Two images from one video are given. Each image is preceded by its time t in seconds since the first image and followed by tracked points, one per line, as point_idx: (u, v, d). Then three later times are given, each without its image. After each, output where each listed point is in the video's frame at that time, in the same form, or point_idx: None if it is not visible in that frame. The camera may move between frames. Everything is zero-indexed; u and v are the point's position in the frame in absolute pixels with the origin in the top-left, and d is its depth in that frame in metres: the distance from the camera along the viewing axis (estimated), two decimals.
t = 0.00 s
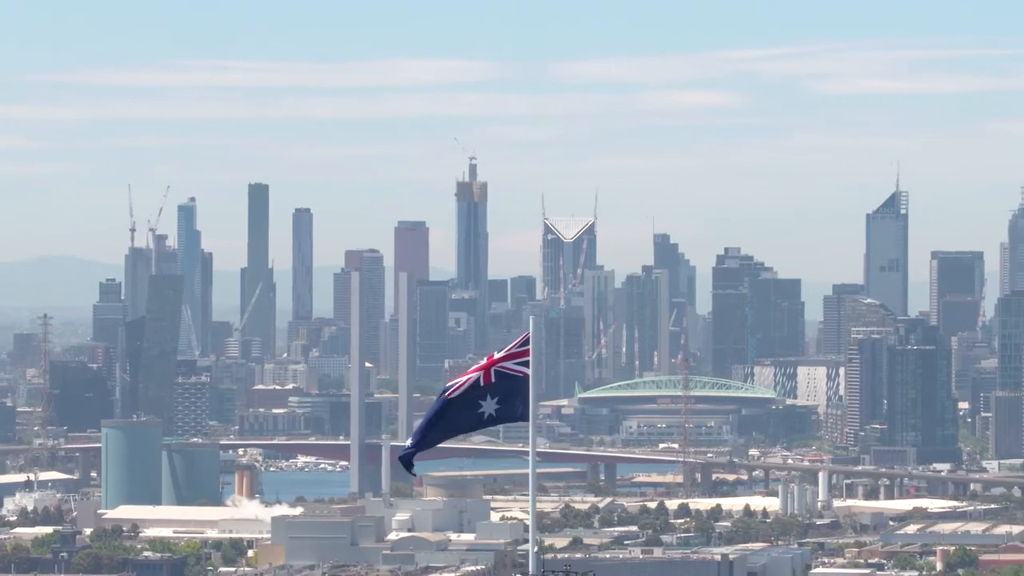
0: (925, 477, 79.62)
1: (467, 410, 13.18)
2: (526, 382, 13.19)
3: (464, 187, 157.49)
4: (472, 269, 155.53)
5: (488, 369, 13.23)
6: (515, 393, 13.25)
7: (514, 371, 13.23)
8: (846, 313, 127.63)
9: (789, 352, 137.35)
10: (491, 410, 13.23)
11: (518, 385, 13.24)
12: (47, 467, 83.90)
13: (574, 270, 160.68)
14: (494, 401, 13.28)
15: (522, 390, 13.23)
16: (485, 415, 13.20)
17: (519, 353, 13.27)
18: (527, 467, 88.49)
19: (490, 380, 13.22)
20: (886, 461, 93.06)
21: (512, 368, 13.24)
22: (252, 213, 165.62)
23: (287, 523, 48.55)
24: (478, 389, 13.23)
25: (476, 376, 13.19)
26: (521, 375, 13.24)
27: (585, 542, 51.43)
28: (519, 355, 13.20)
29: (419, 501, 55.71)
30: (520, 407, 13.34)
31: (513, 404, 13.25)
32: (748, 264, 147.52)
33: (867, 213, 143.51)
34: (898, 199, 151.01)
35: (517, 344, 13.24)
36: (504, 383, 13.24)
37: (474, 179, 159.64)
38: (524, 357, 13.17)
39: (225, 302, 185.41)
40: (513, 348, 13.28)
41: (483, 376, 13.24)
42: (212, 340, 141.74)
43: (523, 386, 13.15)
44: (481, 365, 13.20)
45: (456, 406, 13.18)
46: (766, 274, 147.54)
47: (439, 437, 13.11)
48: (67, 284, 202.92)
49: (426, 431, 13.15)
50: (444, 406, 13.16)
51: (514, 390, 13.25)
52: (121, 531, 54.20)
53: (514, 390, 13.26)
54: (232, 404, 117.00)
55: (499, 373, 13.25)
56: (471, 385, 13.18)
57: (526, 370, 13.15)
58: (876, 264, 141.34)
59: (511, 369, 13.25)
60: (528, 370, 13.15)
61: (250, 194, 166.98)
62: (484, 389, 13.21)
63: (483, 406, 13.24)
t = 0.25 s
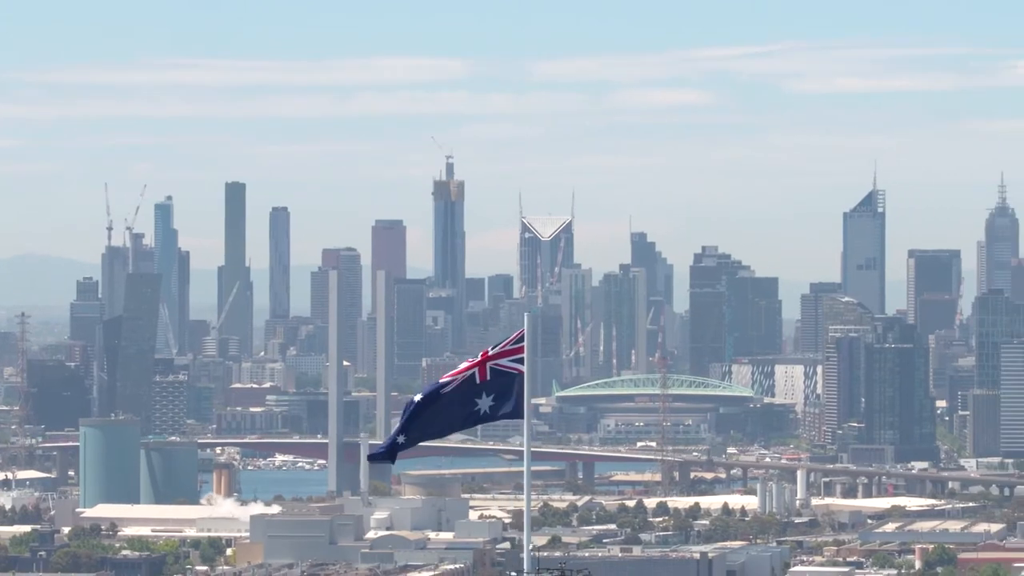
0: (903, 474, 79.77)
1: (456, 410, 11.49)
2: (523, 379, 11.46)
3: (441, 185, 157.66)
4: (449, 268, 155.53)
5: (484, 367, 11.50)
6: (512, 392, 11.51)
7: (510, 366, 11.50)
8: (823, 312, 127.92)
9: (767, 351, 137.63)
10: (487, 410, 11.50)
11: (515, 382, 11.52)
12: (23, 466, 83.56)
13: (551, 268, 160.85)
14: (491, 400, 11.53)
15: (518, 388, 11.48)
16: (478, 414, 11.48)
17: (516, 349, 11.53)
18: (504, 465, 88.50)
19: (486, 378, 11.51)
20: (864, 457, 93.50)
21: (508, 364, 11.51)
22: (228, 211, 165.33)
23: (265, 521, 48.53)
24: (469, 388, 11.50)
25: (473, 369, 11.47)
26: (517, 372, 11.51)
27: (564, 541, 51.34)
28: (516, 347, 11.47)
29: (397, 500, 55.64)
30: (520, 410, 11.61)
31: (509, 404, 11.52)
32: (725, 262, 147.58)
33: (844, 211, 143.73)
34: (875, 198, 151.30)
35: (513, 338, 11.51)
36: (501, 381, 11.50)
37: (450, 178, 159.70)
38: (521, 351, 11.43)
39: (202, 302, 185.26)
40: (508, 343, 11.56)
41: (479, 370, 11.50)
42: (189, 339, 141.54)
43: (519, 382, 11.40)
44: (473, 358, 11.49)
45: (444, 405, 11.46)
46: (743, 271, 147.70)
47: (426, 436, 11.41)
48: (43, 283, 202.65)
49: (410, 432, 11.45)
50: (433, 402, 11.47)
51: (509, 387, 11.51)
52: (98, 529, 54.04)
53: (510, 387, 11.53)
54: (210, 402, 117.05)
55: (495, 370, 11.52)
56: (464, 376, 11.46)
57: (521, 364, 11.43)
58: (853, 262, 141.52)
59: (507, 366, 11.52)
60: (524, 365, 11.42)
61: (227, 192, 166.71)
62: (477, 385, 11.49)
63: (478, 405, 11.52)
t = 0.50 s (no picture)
0: (887, 473, 79.87)
1: (458, 407, 12.57)
2: (518, 378, 12.55)
3: (424, 184, 157.58)
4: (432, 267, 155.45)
5: (482, 366, 12.60)
6: (508, 391, 12.61)
7: (506, 366, 12.60)
8: (807, 311, 127.84)
9: (751, 350, 137.57)
10: (485, 407, 12.59)
11: (511, 382, 12.59)
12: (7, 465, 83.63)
13: (534, 267, 160.83)
14: (489, 397, 12.63)
15: (514, 386, 12.59)
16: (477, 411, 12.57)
17: (512, 349, 12.62)
18: (488, 464, 88.50)
19: (484, 376, 12.60)
20: (848, 457, 93.47)
21: (504, 364, 12.60)
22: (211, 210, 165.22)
23: (249, 520, 48.52)
24: (471, 386, 12.60)
25: (472, 370, 12.57)
26: (512, 372, 12.60)
27: (549, 540, 51.46)
28: (513, 347, 12.57)
29: (381, 499, 55.72)
30: (515, 407, 12.70)
31: (506, 400, 12.62)
32: (709, 262, 147.63)
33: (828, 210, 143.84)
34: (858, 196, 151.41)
35: (512, 339, 12.61)
36: (499, 378, 12.60)
37: (434, 177, 159.67)
38: (516, 353, 12.54)
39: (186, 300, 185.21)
40: (506, 342, 12.66)
41: (478, 370, 12.59)
42: (171, 338, 141.30)
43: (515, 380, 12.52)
44: (473, 358, 12.59)
45: (445, 402, 12.54)
46: (727, 270, 147.73)
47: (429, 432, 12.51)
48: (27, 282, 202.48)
49: (416, 425, 12.54)
50: (435, 399, 12.55)
51: (505, 386, 12.61)
52: (83, 527, 54.14)
53: (506, 387, 12.63)
54: (193, 401, 116.93)
55: (494, 369, 12.61)
56: (464, 376, 12.55)
57: (519, 365, 12.51)
58: (836, 261, 141.54)
59: (504, 365, 12.60)
60: (520, 365, 12.52)
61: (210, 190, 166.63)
62: (477, 385, 12.59)
63: (478, 401, 12.60)
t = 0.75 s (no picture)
0: (874, 473, 79.91)
1: (459, 407, 12.54)
2: (523, 376, 12.54)
3: (412, 184, 157.62)
4: (420, 266, 155.44)
5: (485, 365, 12.58)
6: (511, 390, 12.60)
7: (510, 363, 12.57)
8: (794, 311, 127.98)
9: (739, 350, 137.65)
10: (486, 406, 12.57)
11: (513, 381, 12.59)
12: None
13: (522, 267, 160.86)
14: (490, 397, 12.60)
15: (517, 386, 12.57)
16: (479, 409, 12.54)
17: (515, 348, 12.61)
18: (477, 465, 88.54)
19: (488, 376, 12.57)
20: (836, 456, 93.55)
21: (509, 362, 12.58)
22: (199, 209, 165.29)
23: (237, 520, 48.48)
24: (474, 385, 12.57)
25: (476, 369, 12.54)
26: (516, 369, 12.58)
27: (537, 540, 51.47)
28: (516, 345, 12.56)
29: (369, 498, 55.73)
30: (518, 406, 12.67)
31: (509, 400, 12.60)
32: (696, 261, 147.69)
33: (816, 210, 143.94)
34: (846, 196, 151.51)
35: (515, 338, 12.59)
36: (502, 378, 12.58)
37: (421, 177, 159.67)
38: (520, 350, 12.53)
39: (173, 300, 185.12)
40: (509, 340, 12.64)
41: (481, 369, 12.58)
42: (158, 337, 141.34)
43: (520, 377, 12.50)
44: (476, 357, 12.57)
45: (448, 400, 12.51)
46: (714, 270, 147.76)
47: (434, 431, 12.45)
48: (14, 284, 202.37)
49: (418, 424, 12.48)
50: (438, 398, 12.50)
51: (507, 385, 12.60)
52: (71, 527, 54.17)
53: (509, 385, 12.62)
54: (181, 401, 116.82)
55: (495, 369, 12.59)
56: (468, 374, 12.52)
57: (522, 364, 12.52)
58: (824, 261, 141.61)
59: (507, 363, 12.59)
60: (524, 364, 12.51)
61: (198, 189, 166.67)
62: (480, 383, 12.56)
63: (481, 400, 12.57)
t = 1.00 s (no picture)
0: (862, 472, 79.92)
1: (461, 404, 12.50)
2: (526, 372, 12.51)
3: (399, 183, 157.58)
4: (407, 266, 155.39)
5: (488, 363, 12.55)
6: (513, 388, 12.55)
7: (513, 361, 12.54)
8: (782, 310, 128.05)
9: (726, 349, 137.70)
10: (488, 403, 12.52)
11: (515, 379, 12.54)
12: None
13: (509, 266, 160.82)
14: (491, 395, 12.55)
15: (519, 383, 12.53)
16: (480, 406, 12.50)
17: (519, 345, 12.59)
18: (465, 464, 88.50)
19: (490, 374, 12.53)
20: (823, 456, 93.61)
21: (512, 358, 12.54)
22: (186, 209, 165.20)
23: (225, 518, 48.42)
24: (476, 382, 12.54)
25: (478, 367, 12.51)
26: (519, 366, 12.55)
27: (525, 539, 51.44)
28: (520, 343, 12.53)
29: (356, 498, 55.68)
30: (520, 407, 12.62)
31: (510, 399, 12.56)
32: (683, 260, 147.68)
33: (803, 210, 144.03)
34: (833, 196, 151.61)
35: (519, 337, 12.56)
36: (504, 376, 12.54)
37: (408, 176, 159.60)
38: (524, 348, 12.49)
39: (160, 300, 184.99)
40: (513, 339, 12.60)
41: (483, 367, 12.54)
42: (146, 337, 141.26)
43: (524, 375, 12.46)
44: (479, 354, 12.54)
45: (449, 396, 12.47)
46: (702, 269, 147.78)
47: (433, 427, 12.40)
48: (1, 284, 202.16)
49: (417, 420, 12.41)
50: (440, 396, 12.44)
51: (509, 383, 12.55)
52: (59, 527, 54.10)
53: (511, 384, 12.57)
54: (169, 401, 116.72)
55: (499, 367, 12.56)
56: (468, 371, 12.48)
57: (525, 360, 12.48)
58: (811, 261, 141.67)
59: (510, 362, 12.56)
60: (526, 361, 12.47)
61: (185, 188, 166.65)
62: (482, 381, 12.53)
63: (481, 398, 12.53)
